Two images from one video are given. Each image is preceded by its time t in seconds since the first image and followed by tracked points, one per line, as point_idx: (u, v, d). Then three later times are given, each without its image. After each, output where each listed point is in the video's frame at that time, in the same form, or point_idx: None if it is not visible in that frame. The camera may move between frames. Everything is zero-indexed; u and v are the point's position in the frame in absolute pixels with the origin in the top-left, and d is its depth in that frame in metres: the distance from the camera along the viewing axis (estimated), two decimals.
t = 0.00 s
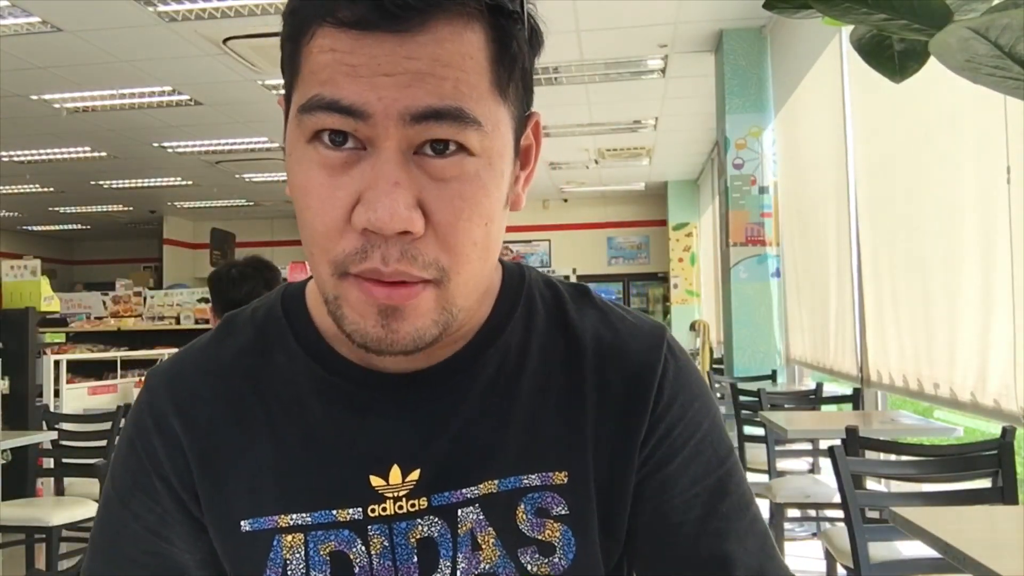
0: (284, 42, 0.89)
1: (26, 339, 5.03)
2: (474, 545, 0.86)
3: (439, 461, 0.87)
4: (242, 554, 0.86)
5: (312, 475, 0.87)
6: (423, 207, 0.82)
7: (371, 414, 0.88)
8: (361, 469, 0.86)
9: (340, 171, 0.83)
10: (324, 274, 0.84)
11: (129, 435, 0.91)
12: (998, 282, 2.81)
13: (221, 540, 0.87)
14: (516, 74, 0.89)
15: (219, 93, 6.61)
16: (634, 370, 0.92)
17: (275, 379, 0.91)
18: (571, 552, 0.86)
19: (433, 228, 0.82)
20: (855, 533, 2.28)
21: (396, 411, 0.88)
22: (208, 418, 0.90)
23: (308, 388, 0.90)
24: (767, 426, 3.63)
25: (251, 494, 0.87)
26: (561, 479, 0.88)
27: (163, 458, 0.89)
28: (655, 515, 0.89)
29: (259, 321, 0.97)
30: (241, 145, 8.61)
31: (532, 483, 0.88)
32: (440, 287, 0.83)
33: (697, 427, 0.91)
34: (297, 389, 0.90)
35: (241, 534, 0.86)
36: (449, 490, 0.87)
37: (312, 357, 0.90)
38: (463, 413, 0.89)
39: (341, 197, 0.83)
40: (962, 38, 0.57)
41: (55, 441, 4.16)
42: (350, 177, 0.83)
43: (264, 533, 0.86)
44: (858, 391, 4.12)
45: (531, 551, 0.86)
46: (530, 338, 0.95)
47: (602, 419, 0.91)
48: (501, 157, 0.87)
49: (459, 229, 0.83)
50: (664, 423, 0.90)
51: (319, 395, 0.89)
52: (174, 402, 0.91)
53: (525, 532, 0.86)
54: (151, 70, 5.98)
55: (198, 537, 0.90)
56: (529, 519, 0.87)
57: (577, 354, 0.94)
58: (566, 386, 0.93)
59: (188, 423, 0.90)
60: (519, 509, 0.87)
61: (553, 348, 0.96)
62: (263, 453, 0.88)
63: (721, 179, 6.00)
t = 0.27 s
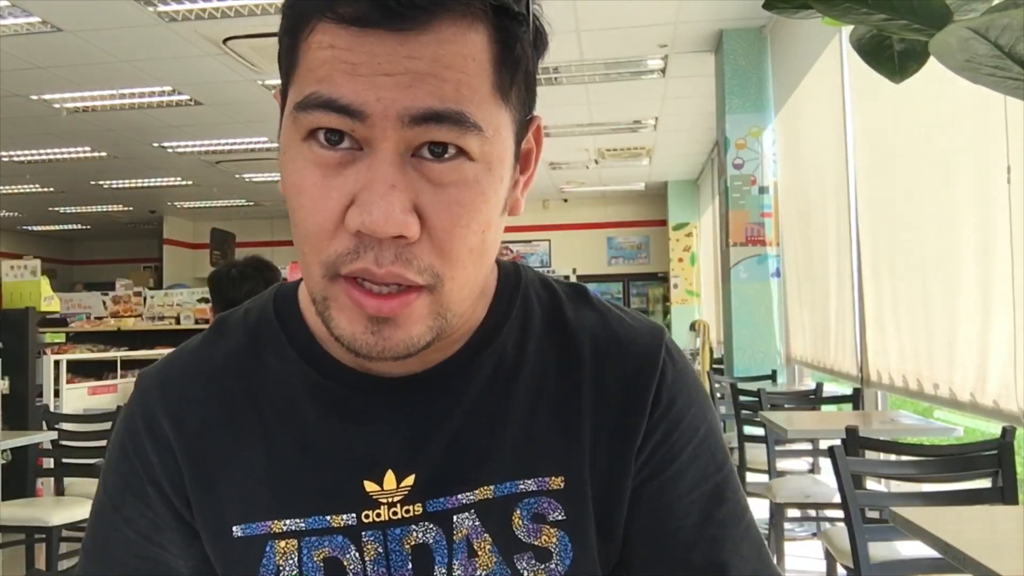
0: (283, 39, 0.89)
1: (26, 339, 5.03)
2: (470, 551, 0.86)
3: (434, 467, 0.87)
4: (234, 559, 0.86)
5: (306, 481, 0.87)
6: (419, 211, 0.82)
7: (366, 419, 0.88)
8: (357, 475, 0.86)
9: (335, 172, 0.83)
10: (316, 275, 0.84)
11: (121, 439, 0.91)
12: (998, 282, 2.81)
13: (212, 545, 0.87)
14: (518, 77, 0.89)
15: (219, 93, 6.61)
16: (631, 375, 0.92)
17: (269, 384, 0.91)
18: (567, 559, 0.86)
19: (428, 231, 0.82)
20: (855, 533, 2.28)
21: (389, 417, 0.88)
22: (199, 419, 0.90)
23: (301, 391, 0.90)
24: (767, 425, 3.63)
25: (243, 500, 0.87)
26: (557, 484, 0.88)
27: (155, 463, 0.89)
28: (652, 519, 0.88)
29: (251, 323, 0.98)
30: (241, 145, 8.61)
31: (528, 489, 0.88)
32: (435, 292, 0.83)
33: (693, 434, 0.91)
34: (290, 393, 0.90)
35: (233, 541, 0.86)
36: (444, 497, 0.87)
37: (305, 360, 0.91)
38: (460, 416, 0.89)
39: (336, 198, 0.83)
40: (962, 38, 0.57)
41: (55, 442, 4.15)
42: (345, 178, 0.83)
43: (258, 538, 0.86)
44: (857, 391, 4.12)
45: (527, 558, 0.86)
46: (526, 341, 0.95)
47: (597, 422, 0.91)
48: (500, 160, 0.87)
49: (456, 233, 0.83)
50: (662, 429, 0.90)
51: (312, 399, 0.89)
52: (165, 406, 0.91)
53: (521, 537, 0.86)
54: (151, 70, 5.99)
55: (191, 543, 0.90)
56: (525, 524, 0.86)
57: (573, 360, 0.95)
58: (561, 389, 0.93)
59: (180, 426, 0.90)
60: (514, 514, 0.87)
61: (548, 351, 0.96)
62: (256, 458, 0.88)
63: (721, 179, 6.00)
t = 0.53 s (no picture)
0: (282, 38, 0.89)
1: (26, 339, 5.03)
2: (470, 556, 0.86)
3: (435, 471, 0.87)
4: (232, 562, 0.86)
5: (305, 485, 0.87)
6: (425, 213, 0.82)
7: (366, 422, 0.88)
8: (357, 479, 0.86)
9: (339, 174, 0.83)
10: (319, 278, 0.84)
11: (116, 440, 0.91)
12: (998, 281, 2.81)
13: (209, 547, 0.87)
14: (522, 76, 0.90)
15: (219, 93, 6.61)
16: (632, 375, 0.92)
17: (268, 385, 0.91)
18: (568, 562, 0.86)
19: (434, 233, 0.83)
20: (855, 533, 2.28)
21: (389, 419, 0.88)
22: (195, 419, 0.90)
23: (299, 392, 0.90)
24: (767, 425, 3.63)
25: (241, 502, 0.87)
26: (558, 489, 0.88)
27: (151, 465, 0.89)
28: (654, 522, 0.89)
29: (249, 323, 0.98)
30: (241, 145, 8.61)
31: (528, 493, 0.88)
32: (440, 294, 0.83)
33: (695, 435, 0.91)
34: (288, 393, 0.90)
35: (231, 544, 0.86)
36: (443, 500, 0.87)
37: (304, 361, 0.91)
38: (462, 418, 0.89)
39: (341, 200, 0.83)
40: (962, 37, 0.57)
41: (55, 442, 4.15)
42: (350, 180, 0.83)
43: (256, 542, 0.86)
44: (857, 391, 4.12)
45: (528, 562, 0.86)
46: (526, 343, 0.95)
47: (598, 424, 0.91)
48: (505, 161, 0.87)
49: (461, 235, 0.84)
50: (665, 432, 0.91)
51: (310, 400, 0.89)
52: (161, 408, 0.91)
53: (521, 542, 0.86)
54: (152, 69, 5.99)
55: (188, 545, 0.90)
56: (526, 529, 0.87)
57: (574, 361, 0.95)
58: (562, 390, 0.93)
59: (177, 427, 0.90)
60: (515, 518, 0.87)
61: (549, 352, 0.96)
62: (255, 461, 0.88)
63: (721, 180, 6.00)
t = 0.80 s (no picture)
0: (280, 36, 0.89)
1: (26, 339, 5.03)
2: (476, 558, 0.86)
3: (439, 472, 0.87)
4: (235, 565, 0.86)
5: (309, 487, 0.86)
6: (428, 208, 0.82)
7: (368, 424, 0.88)
8: (361, 481, 0.86)
9: (340, 171, 0.83)
10: (323, 277, 0.83)
11: (117, 444, 0.91)
12: (998, 281, 2.81)
13: (212, 549, 0.87)
14: (522, 69, 0.90)
15: (219, 93, 6.61)
16: (637, 373, 0.93)
17: (269, 386, 0.91)
18: (573, 564, 0.86)
19: (437, 228, 0.82)
20: (855, 533, 2.28)
21: (391, 421, 0.88)
22: (196, 419, 0.90)
23: (299, 392, 0.90)
24: (767, 425, 3.63)
25: (244, 505, 0.87)
26: (563, 491, 0.88)
27: (153, 468, 0.89)
28: (659, 523, 0.89)
29: (249, 324, 0.98)
30: (241, 145, 8.60)
31: (533, 495, 0.88)
32: (444, 291, 0.83)
33: (701, 436, 0.91)
34: (289, 393, 0.90)
35: (233, 547, 0.86)
36: (448, 503, 0.87)
37: (305, 362, 0.90)
38: (465, 418, 0.89)
39: (343, 197, 0.83)
40: (962, 38, 0.57)
41: (55, 442, 4.14)
42: (351, 177, 0.83)
43: (259, 545, 0.85)
44: (858, 391, 4.11)
45: (533, 565, 0.86)
46: (529, 343, 0.95)
47: (603, 425, 0.91)
48: (507, 155, 0.87)
49: (464, 230, 0.83)
50: (670, 434, 0.90)
51: (310, 400, 0.89)
52: (162, 411, 0.90)
53: (526, 544, 0.86)
54: (151, 69, 5.98)
55: (192, 546, 0.90)
56: (531, 531, 0.86)
57: (577, 360, 0.95)
58: (566, 390, 0.93)
59: (178, 429, 0.89)
60: (520, 521, 0.87)
61: (552, 352, 0.96)
62: (258, 462, 0.88)
63: (721, 180, 6.00)
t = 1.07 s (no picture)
0: (282, 31, 0.89)
1: (26, 339, 5.03)
2: (480, 560, 0.86)
3: (443, 473, 0.87)
4: (238, 565, 0.86)
5: (313, 488, 0.86)
6: (432, 196, 0.82)
7: (371, 422, 0.87)
8: (364, 482, 0.86)
9: (344, 161, 0.83)
10: (328, 269, 0.83)
11: (119, 443, 0.91)
12: (998, 281, 2.81)
13: (215, 548, 0.87)
14: (524, 58, 0.90)
15: (219, 93, 6.61)
16: (643, 376, 0.92)
17: (274, 385, 0.91)
18: (578, 566, 0.86)
19: (441, 217, 0.82)
20: (855, 533, 2.28)
21: (394, 420, 0.87)
22: (199, 417, 0.90)
23: (302, 389, 0.90)
24: (767, 425, 3.63)
25: (247, 504, 0.87)
26: (568, 492, 0.88)
27: (155, 467, 0.89)
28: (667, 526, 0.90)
29: (252, 321, 0.98)
30: (241, 145, 8.60)
31: (538, 496, 0.88)
32: (450, 281, 0.83)
33: (707, 439, 0.92)
34: (293, 392, 0.90)
35: (236, 547, 0.86)
36: (451, 503, 0.87)
37: (308, 361, 0.90)
38: (470, 415, 0.89)
39: (347, 188, 0.83)
40: (961, 38, 0.57)
41: (55, 442, 4.14)
42: (355, 166, 0.83)
43: (263, 545, 0.86)
44: (857, 391, 4.11)
45: (537, 566, 0.86)
46: (535, 342, 0.95)
47: (608, 425, 0.91)
48: (510, 144, 0.87)
49: (469, 218, 0.83)
50: (676, 436, 0.91)
51: (314, 398, 0.89)
52: (165, 409, 0.90)
53: (531, 545, 0.86)
54: (151, 69, 5.98)
55: (194, 546, 0.90)
56: (535, 533, 0.86)
57: (582, 357, 0.95)
58: (571, 389, 0.93)
59: (180, 428, 0.89)
60: (524, 522, 0.87)
61: (557, 350, 0.96)
62: (262, 460, 0.88)
63: (721, 180, 6.00)
